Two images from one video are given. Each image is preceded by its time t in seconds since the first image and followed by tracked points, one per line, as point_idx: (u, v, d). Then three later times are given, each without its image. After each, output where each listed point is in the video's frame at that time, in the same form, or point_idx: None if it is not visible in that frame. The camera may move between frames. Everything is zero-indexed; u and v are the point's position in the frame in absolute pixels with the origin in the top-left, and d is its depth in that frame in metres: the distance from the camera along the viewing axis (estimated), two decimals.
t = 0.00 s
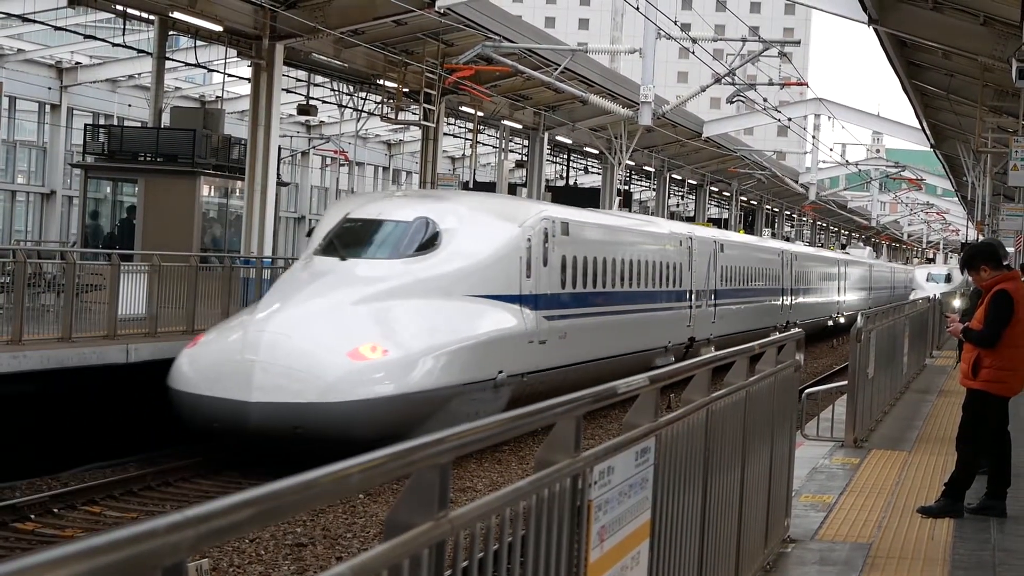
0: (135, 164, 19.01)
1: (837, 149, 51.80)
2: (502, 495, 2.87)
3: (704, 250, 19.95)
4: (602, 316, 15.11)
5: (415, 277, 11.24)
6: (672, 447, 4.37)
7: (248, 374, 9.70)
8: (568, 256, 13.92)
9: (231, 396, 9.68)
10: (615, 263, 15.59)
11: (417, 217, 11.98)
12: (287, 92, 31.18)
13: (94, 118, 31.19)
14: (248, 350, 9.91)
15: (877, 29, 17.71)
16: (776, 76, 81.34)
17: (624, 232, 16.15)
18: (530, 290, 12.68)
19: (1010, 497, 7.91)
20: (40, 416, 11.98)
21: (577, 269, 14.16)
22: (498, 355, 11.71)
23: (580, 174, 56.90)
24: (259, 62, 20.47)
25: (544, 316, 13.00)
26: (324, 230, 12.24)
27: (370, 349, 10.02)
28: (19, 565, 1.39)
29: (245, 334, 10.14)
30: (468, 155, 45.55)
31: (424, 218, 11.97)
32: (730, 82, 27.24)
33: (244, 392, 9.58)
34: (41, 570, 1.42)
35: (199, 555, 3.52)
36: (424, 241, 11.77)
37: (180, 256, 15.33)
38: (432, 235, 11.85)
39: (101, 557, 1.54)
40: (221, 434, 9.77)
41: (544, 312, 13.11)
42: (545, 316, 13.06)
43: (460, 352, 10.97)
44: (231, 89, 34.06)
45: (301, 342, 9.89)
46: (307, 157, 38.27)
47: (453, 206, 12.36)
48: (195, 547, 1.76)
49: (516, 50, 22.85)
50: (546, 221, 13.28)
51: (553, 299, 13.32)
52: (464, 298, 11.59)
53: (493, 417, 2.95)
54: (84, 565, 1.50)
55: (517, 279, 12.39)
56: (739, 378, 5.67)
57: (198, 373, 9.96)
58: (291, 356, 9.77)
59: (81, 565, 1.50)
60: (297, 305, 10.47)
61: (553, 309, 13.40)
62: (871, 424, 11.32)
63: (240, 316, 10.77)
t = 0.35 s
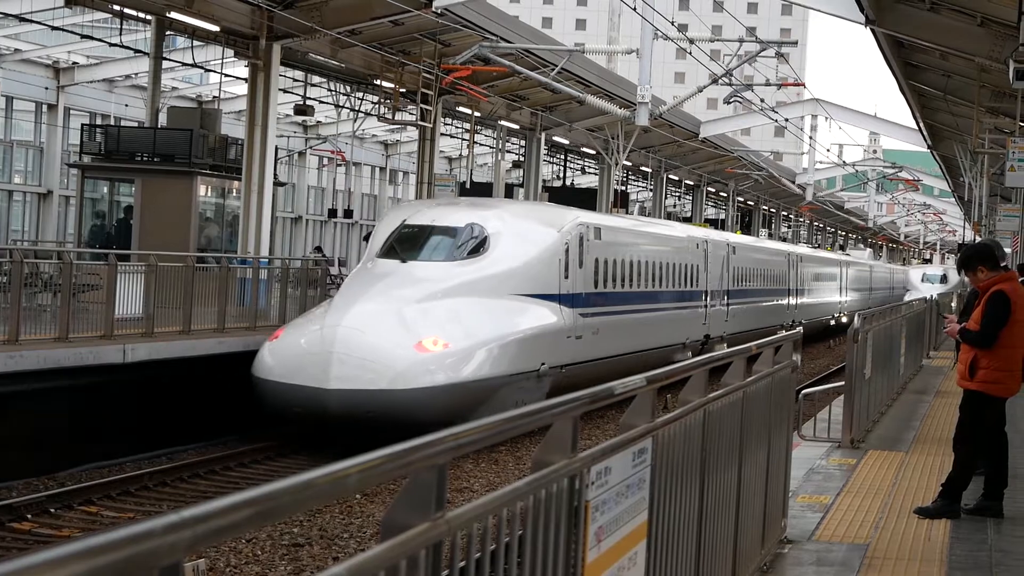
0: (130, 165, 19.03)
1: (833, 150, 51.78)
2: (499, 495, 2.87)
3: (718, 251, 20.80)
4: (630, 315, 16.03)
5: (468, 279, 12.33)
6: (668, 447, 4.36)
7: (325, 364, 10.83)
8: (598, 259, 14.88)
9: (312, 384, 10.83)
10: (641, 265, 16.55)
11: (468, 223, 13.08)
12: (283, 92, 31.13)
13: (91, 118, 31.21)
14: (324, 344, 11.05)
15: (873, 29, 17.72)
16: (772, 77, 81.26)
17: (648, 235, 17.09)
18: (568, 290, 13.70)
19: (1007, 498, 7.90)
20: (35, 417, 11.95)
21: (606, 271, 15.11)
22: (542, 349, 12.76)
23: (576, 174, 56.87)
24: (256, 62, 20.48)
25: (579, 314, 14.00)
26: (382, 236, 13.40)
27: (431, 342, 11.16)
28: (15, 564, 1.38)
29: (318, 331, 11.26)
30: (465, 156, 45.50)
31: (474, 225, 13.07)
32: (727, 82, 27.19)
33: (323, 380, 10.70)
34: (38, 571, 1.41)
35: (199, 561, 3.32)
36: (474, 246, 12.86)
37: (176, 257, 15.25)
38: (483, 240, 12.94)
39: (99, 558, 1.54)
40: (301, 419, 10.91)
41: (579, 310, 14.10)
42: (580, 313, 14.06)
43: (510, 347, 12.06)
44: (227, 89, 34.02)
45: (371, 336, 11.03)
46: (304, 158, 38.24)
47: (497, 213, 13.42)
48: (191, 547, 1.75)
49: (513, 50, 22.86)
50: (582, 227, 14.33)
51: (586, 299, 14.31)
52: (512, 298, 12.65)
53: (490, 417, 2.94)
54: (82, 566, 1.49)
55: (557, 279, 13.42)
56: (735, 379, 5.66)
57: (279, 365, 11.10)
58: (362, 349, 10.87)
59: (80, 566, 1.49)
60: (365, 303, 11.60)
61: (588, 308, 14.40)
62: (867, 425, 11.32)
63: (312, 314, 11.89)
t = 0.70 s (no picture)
0: (129, 163, 18.92)
1: (832, 148, 51.80)
2: (497, 494, 2.87)
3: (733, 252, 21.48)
4: (657, 310, 16.86)
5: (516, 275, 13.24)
6: (666, 446, 4.36)
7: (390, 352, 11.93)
8: (629, 257, 15.75)
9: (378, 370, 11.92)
10: (667, 263, 17.37)
11: (512, 223, 13.98)
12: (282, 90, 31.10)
13: (89, 117, 31.20)
14: (389, 334, 12.13)
15: (872, 28, 17.78)
16: (771, 76, 81.19)
17: (669, 235, 17.77)
18: (605, 285, 14.60)
19: (1005, 496, 7.90)
20: (33, 414, 12.00)
21: (636, 268, 15.97)
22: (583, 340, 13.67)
23: (574, 172, 56.88)
24: (254, 61, 20.50)
25: (613, 308, 14.85)
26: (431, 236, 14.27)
27: (486, 334, 12.14)
28: (10, 564, 1.37)
29: (383, 324, 12.34)
30: (463, 154, 45.48)
31: (518, 223, 13.97)
32: (726, 81, 27.18)
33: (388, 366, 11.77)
34: (33, 570, 1.40)
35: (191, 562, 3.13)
36: (519, 244, 13.74)
37: (175, 256, 15.21)
38: (527, 238, 13.82)
39: (96, 557, 1.53)
40: (367, 404, 11.99)
41: (613, 305, 14.96)
42: (615, 307, 14.94)
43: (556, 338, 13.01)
44: (225, 87, 34.05)
45: (431, 329, 12.06)
46: (302, 156, 38.20)
47: (539, 214, 14.33)
48: (188, 546, 1.75)
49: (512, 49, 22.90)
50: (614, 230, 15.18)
51: (620, 293, 15.17)
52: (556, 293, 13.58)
53: (489, 415, 2.95)
54: (79, 564, 1.49)
55: (593, 275, 14.31)
56: (733, 377, 5.66)
57: (347, 355, 12.19)
58: (421, 341, 11.92)
59: (74, 563, 1.48)
60: (425, 297, 12.62)
61: (622, 302, 15.28)
62: (866, 423, 11.33)
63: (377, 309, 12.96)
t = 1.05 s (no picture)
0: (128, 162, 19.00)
1: (831, 146, 51.84)
2: (495, 493, 2.86)
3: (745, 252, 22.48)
4: (682, 306, 17.88)
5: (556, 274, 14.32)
6: (665, 445, 4.36)
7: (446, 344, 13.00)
8: (655, 257, 16.77)
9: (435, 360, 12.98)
10: (688, 262, 18.43)
11: (550, 226, 15.05)
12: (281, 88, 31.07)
13: (89, 115, 31.17)
14: (444, 327, 13.20)
15: (871, 25, 17.80)
16: (771, 74, 81.15)
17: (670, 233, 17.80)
18: (634, 283, 15.66)
19: (1005, 494, 7.90)
20: (33, 411, 12.09)
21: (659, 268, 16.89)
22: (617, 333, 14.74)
23: (573, 170, 56.82)
24: (254, 59, 20.50)
25: (643, 304, 15.91)
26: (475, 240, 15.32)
27: (533, 328, 13.22)
28: (5, 565, 1.36)
29: (436, 319, 13.40)
30: (463, 152, 45.50)
31: (555, 226, 15.03)
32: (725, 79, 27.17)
33: (444, 356, 12.84)
34: (31, 568, 1.40)
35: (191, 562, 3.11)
36: (558, 246, 14.81)
37: (175, 255, 15.19)
38: (565, 240, 14.89)
39: (95, 555, 1.53)
40: (422, 391, 13.02)
41: (642, 302, 16.02)
42: (644, 303, 15.99)
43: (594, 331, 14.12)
44: (225, 86, 34.02)
45: (482, 322, 13.13)
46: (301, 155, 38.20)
47: (574, 218, 15.38)
48: (187, 545, 1.74)
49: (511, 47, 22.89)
50: (643, 232, 16.25)
51: (648, 291, 16.21)
52: (592, 292, 14.66)
53: (488, 413, 2.94)
54: (76, 563, 1.49)
55: (624, 274, 15.38)
56: (733, 375, 5.66)
57: (404, 347, 13.23)
58: (474, 335, 12.97)
59: (72, 562, 1.48)
60: (475, 294, 13.69)
61: (649, 299, 16.33)
62: (866, 421, 11.35)
63: (429, 305, 14.00)
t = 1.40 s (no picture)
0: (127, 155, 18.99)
1: (830, 139, 51.83)
2: (493, 486, 2.86)
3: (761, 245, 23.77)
4: (703, 295, 19.27)
5: (591, 267, 15.75)
6: (665, 438, 4.38)
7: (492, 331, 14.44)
8: (678, 252, 18.10)
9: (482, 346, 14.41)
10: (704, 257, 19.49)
11: (583, 223, 16.44)
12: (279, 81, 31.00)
13: (87, 108, 31.10)
14: (490, 316, 14.63)
15: (871, 18, 17.83)
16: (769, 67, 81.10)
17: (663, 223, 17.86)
18: (660, 276, 17.06)
19: (1003, 487, 7.92)
20: (31, 403, 12.26)
21: (681, 262, 18.12)
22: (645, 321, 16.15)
23: (572, 164, 56.73)
24: (252, 52, 20.47)
25: (667, 295, 17.34)
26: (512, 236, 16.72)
27: (569, 317, 14.61)
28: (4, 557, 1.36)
29: (482, 309, 14.83)
30: (461, 145, 45.50)
31: (588, 224, 16.42)
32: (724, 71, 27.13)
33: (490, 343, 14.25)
34: (26, 561, 1.40)
35: (190, 553, 3.12)
36: (589, 243, 16.19)
37: (174, 248, 15.17)
38: (598, 237, 16.30)
39: (93, 547, 1.53)
40: (470, 374, 14.46)
41: (666, 293, 17.40)
42: (669, 294, 17.39)
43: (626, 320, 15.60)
44: (223, 79, 33.95)
45: (523, 311, 14.52)
46: (299, 147, 38.15)
47: (604, 216, 16.74)
48: (186, 536, 1.74)
49: (509, 40, 22.89)
50: (665, 230, 17.60)
51: (672, 282, 17.62)
52: (623, 284, 16.10)
53: (484, 406, 2.94)
54: (75, 555, 1.49)
55: (650, 268, 16.77)
56: (732, 368, 5.67)
57: (454, 335, 14.63)
58: (518, 323, 14.36)
59: (69, 555, 1.48)
60: (518, 287, 15.12)
61: (673, 290, 17.74)
62: (864, 414, 11.35)
63: (474, 298, 15.43)
